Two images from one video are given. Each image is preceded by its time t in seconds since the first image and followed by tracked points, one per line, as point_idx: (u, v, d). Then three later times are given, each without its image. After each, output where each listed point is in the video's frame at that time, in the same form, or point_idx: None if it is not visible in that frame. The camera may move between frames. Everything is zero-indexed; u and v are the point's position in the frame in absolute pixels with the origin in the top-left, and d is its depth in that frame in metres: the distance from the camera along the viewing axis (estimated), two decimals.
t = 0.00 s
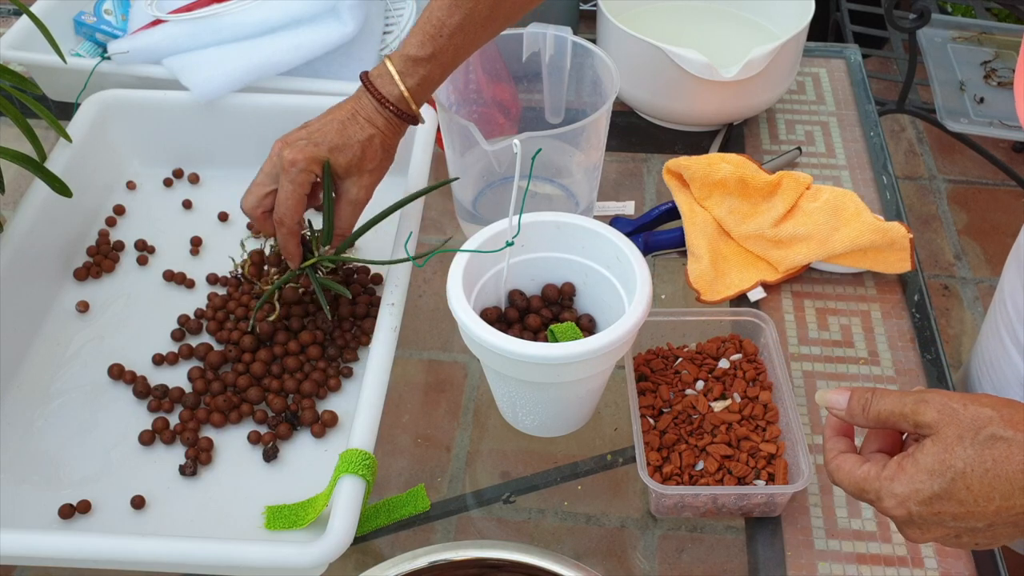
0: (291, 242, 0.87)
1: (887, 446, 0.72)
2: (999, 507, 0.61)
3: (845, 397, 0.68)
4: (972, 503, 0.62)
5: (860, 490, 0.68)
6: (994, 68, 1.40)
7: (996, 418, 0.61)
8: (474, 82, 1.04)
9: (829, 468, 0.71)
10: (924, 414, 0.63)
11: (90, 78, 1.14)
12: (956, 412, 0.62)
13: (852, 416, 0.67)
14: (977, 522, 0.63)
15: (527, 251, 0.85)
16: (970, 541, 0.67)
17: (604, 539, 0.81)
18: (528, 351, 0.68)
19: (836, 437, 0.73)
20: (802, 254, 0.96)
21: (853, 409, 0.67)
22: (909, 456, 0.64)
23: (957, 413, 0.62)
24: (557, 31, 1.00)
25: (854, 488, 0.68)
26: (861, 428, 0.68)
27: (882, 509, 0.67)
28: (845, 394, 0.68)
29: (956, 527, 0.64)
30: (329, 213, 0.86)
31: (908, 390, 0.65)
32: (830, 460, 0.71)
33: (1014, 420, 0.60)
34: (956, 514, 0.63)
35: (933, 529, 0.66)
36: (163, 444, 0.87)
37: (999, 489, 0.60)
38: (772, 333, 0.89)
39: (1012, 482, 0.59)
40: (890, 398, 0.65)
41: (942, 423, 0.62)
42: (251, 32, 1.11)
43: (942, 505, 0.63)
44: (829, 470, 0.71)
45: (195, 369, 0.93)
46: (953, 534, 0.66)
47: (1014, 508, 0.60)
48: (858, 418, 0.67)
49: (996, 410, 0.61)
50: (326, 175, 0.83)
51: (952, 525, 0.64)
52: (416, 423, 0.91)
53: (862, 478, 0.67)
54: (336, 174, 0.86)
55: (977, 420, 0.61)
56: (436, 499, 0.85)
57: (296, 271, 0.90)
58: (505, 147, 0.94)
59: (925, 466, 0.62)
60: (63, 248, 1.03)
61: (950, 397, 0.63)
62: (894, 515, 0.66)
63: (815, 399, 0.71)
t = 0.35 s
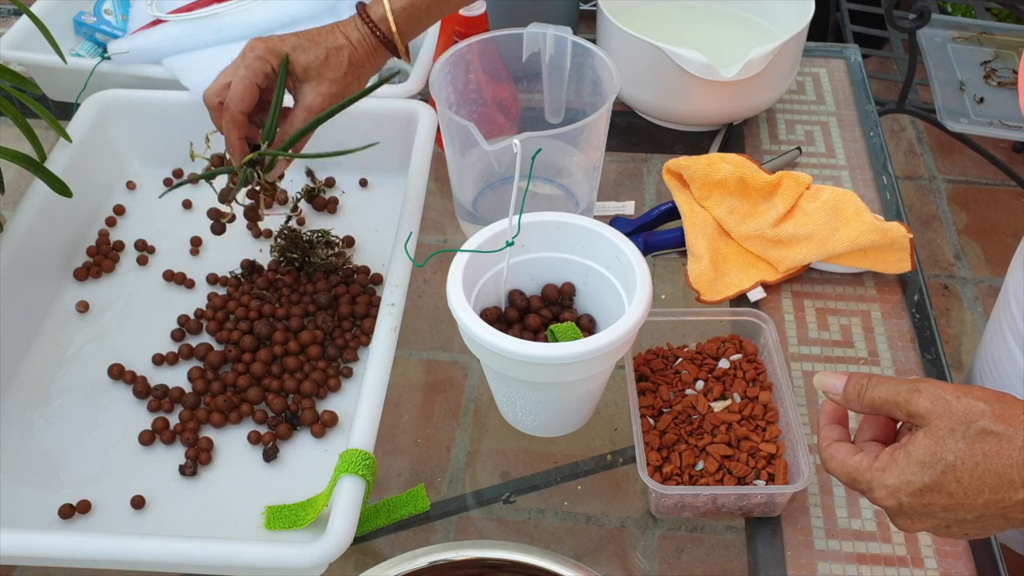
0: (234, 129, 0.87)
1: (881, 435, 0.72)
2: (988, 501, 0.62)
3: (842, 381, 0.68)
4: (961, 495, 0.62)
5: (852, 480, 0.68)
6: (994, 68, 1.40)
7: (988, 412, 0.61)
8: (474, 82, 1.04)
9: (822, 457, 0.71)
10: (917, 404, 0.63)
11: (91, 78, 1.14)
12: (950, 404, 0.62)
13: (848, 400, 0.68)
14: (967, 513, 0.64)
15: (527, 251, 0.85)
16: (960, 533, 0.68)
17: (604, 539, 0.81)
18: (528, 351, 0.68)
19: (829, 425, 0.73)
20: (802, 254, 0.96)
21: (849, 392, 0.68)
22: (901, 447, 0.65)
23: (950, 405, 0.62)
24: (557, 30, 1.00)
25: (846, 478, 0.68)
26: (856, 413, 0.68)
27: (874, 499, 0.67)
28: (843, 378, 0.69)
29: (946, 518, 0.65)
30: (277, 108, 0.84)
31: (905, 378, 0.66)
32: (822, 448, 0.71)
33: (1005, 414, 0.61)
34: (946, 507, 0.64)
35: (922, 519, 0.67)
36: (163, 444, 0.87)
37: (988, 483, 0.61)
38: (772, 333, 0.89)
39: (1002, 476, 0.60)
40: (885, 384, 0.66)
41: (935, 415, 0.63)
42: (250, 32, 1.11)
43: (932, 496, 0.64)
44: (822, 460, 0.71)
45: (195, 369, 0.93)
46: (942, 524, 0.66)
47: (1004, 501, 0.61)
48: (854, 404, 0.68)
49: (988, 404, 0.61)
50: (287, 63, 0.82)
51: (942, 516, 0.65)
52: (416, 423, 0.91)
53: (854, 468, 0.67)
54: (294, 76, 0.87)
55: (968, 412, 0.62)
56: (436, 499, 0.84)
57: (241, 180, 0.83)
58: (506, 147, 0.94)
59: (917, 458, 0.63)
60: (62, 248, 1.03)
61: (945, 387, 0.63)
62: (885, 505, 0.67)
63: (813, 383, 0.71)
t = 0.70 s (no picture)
0: None
1: (840, 395, 0.73)
2: (943, 464, 0.62)
3: (808, 338, 0.69)
4: (915, 456, 0.63)
5: (807, 436, 0.68)
6: (994, 68, 1.40)
7: (952, 375, 0.62)
8: (474, 82, 1.04)
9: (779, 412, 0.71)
10: (882, 363, 0.64)
11: (90, 78, 1.14)
12: (915, 365, 0.63)
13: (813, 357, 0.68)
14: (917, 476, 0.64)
15: (527, 251, 0.85)
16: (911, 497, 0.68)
17: (604, 539, 0.81)
18: (528, 351, 0.68)
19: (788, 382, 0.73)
20: (802, 254, 0.96)
21: (812, 349, 0.68)
22: (861, 405, 0.65)
23: (914, 367, 0.63)
24: (557, 30, 1.00)
25: (800, 433, 0.68)
26: (820, 370, 0.69)
27: (828, 457, 0.67)
28: (809, 336, 0.70)
29: (898, 480, 0.65)
30: None
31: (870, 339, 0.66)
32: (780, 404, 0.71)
33: (968, 379, 0.61)
34: (898, 469, 0.64)
35: (874, 480, 0.67)
36: (163, 444, 0.87)
37: (945, 446, 0.61)
38: (772, 333, 0.89)
39: (959, 440, 0.60)
40: (850, 343, 0.66)
41: (899, 375, 0.63)
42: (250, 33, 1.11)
43: (888, 457, 0.64)
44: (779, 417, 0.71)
45: (195, 369, 0.93)
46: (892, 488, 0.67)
47: (958, 465, 0.61)
48: (818, 362, 0.68)
49: (953, 367, 0.62)
50: None
51: (894, 478, 0.65)
52: (416, 423, 0.91)
53: (811, 423, 0.67)
54: None
55: (933, 375, 0.62)
56: (436, 499, 0.84)
57: None
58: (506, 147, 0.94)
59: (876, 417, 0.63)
60: (62, 248, 1.03)
61: (909, 350, 0.64)
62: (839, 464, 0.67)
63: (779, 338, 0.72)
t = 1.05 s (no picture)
0: None
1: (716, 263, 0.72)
2: (784, 323, 0.61)
3: (662, 194, 0.62)
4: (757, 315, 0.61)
5: (652, 291, 0.63)
6: (994, 68, 1.40)
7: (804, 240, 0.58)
8: (474, 82, 1.04)
9: (618, 271, 0.65)
10: (736, 225, 0.60)
11: (91, 78, 1.14)
12: (767, 228, 0.59)
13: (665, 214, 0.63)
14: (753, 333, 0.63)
15: (527, 251, 0.85)
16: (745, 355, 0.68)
17: (604, 539, 0.81)
18: (528, 351, 0.68)
19: (616, 242, 0.67)
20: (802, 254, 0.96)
21: (667, 206, 0.62)
22: (711, 261, 0.61)
23: (769, 230, 0.59)
24: (557, 30, 1.00)
25: (646, 287, 0.63)
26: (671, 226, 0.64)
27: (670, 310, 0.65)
28: (664, 190, 0.63)
29: (737, 334, 0.64)
30: None
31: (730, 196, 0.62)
32: (618, 262, 0.66)
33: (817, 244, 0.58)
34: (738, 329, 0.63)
35: (714, 333, 0.65)
36: (163, 444, 0.87)
37: (786, 306, 0.59)
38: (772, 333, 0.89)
39: (801, 303, 0.59)
40: (708, 200, 0.61)
41: (751, 236, 0.59)
42: (250, 32, 1.11)
43: (732, 312, 0.62)
44: (618, 276, 0.65)
45: (195, 369, 0.93)
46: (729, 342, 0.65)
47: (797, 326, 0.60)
48: (670, 216, 0.63)
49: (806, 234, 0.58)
50: None
51: (733, 332, 0.64)
52: (416, 423, 0.91)
53: (659, 277, 0.63)
54: None
55: (785, 238, 0.58)
56: (436, 499, 0.84)
57: None
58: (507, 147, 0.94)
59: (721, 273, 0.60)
60: (62, 247, 1.03)
61: (766, 212, 0.60)
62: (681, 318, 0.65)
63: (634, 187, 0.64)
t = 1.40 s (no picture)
0: None
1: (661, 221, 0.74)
2: (742, 280, 0.65)
3: (589, 184, 0.67)
4: (715, 276, 0.65)
5: (605, 261, 0.67)
6: (994, 68, 1.40)
7: (752, 198, 0.61)
8: (474, 82, 1.04)
9: (567, 245, 0.70)
10: (675, 199, 0.63)
11: (90, 78, 1.14)
12: (710, 193, 0.61)
13: (600, 202, 0.67)
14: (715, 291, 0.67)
15: (527, 251, 0.85)
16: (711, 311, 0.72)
17: (604, 539, 0.81)
18: (528, 351, 0.69)
19: (556, 217, 0.71)
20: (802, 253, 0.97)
21: (598, 194, 0.67)
22: (659, 228, 0.64)
23: (710, 193, 0.62)
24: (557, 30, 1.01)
25: (599, 258, 0.67)
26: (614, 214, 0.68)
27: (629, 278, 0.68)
28: (590, 180, 0.67)
29: (699, 295, 0.68)
30: None
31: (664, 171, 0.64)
32: (565, 237, 0.70)
33: (765, 201, 0.61)
34: (699, 288, 0.67)
35: (678, 297, 0.69)
36: (163, 444, 0.87)
37: (741, 264, 0.63)
38: (772, 333, 0.89)
39: (759, 262, 0.62)
40: (639, 182, 0.65)
41: (693, 204, 0.62)
42: (250, 32, 1.11)
43: (689, 275, 0.65)
44: (568, 249, 0.70)
45: (195, 369, 0.93)
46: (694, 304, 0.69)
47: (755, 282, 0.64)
48: (604, 204, 0.67)
49: (751, 191, 0.61)
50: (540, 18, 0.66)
51: (694, 294, 0.68)
52: (416, 423, 0.91)
53: (610, 247, 0.66)
54: None
55: (732, 199, 0.61)
56: (436, 499, 0.84)
57: None
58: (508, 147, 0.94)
59: (669, 240, 0.63)
60: (62, 247, 1.03)
61: (707, 177, 0.62)
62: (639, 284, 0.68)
63: (560, 185, 0.68)
